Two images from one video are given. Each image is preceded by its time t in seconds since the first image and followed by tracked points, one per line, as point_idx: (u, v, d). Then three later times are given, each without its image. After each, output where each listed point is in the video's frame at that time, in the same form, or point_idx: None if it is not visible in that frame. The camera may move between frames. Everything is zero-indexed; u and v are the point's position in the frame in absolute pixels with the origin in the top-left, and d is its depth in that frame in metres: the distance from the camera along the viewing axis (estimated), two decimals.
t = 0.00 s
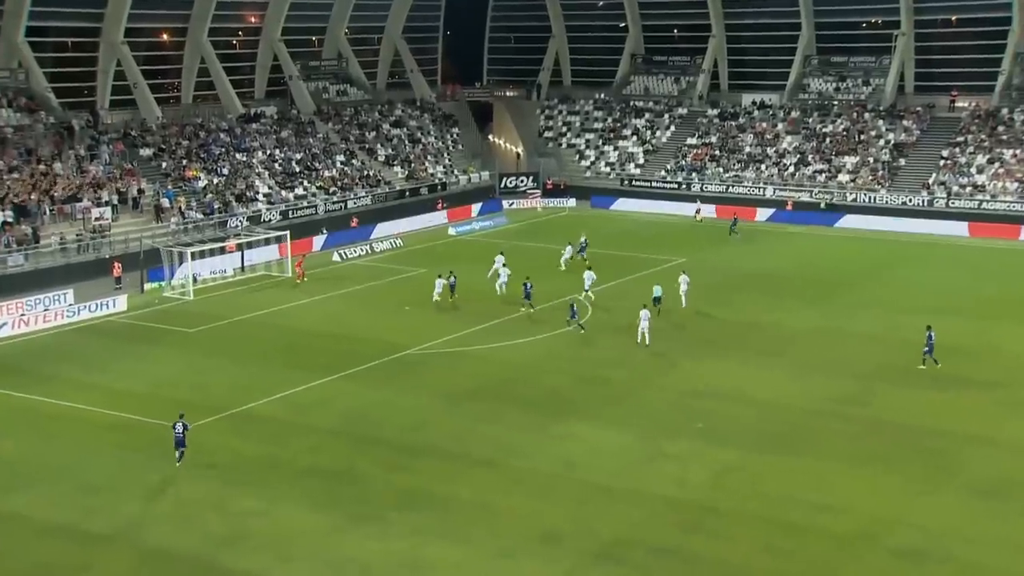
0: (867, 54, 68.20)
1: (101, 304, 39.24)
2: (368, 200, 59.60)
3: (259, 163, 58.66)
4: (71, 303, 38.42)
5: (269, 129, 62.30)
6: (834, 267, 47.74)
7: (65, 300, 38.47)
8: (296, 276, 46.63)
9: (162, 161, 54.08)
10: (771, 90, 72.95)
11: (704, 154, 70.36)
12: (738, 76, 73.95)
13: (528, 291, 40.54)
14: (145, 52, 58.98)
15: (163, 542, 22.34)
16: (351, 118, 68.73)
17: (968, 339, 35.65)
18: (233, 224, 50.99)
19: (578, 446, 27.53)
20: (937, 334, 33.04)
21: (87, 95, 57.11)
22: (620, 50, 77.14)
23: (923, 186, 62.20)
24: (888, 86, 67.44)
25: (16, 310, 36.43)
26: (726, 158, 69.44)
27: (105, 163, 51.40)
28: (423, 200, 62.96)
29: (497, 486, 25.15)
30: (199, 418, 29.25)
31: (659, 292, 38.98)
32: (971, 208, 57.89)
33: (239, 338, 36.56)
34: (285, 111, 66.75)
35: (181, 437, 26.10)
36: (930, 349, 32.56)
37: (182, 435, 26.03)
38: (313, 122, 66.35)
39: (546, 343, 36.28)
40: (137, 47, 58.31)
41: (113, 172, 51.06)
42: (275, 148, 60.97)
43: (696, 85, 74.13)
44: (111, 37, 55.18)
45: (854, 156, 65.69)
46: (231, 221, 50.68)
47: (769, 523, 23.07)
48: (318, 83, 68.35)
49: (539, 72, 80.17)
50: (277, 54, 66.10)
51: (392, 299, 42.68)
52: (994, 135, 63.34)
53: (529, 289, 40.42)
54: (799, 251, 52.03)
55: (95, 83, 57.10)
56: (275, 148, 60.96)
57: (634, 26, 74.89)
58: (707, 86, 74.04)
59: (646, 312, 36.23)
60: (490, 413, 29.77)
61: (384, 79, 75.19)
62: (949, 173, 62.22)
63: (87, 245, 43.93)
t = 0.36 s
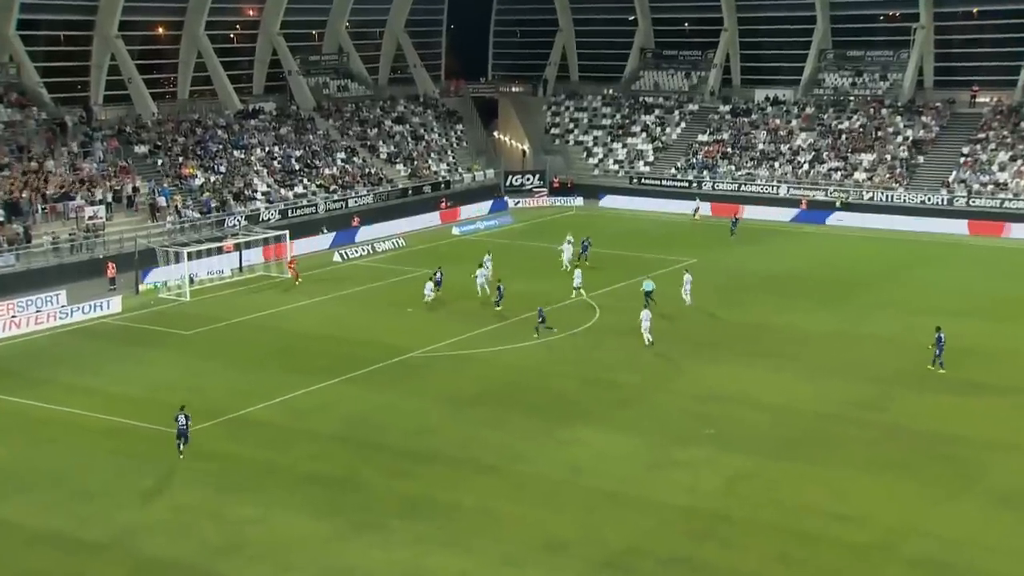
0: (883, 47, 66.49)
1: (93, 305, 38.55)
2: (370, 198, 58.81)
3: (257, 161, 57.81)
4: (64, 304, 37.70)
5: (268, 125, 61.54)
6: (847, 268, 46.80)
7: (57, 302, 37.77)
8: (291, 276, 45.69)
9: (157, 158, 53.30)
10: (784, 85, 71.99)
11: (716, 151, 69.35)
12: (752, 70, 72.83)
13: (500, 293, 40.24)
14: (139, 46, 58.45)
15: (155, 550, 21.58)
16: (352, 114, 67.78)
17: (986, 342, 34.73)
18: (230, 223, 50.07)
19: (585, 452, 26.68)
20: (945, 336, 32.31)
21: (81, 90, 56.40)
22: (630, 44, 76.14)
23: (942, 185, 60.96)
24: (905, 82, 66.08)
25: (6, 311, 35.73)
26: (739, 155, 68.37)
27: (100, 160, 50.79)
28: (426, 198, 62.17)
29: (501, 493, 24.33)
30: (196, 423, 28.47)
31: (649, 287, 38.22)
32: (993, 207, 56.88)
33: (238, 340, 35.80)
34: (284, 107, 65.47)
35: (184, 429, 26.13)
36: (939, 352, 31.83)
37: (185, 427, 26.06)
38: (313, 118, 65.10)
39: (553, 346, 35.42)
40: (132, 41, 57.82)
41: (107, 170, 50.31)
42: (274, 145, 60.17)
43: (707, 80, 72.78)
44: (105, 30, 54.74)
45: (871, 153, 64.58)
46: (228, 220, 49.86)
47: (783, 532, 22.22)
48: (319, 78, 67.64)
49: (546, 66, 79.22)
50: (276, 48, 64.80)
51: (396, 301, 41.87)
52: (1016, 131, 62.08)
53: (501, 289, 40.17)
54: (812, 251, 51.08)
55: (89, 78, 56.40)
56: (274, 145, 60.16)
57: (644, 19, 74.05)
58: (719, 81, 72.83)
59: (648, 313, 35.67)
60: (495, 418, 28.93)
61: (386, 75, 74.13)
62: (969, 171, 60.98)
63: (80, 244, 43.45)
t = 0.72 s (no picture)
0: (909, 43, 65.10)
1: (97, 307, 37.92)
2: (379, 198, 58.21)
3: (264, 159, 57.23)
4: (65, 306, 37.09)
5: (275, 123, 60.93)
6: (867, 270, 45.80)
7: (58, 304, 37.17)
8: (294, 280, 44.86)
9: (161, 157, 52.76)
10: (806, 82, 70.97)
11: (736, 150, 68.42)
12: (774, 66, 71.65)
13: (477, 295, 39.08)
14: (144, 41, 58.17)
15: (155, 559, 20.89)
16: (361, 112, 67.09)
17: (1013, 347, 33.77)
18: (236, 223, 49.41)
19: (600, 459, 25.85)
20: (964, 340, 31.51)
21: (83, 86, 55.95)
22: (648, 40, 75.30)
23: (971, 185, 59.55)
24: (933, 77, 64.87)
25: (7, 314, 35.24)
26: (760, 153, 67.45)
27: (102, 158, 50.18)
28: (437, 199, 61.37)
29: (514, 500, 23.56)
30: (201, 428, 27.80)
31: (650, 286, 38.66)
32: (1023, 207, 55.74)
33: (245, 344, 35.13)
34: (291, 104, 65.03)
35: (195, 421, 25.94)
36: (956, 355, 31.05)
37: (197, 419, 25.85)
38: (321, 115, 64.48)
39: (568, 349, 34.64)
40: (135, 36, 57.60)
41: (111, 168, 49.75)
42: (281, 143, 59.55)
43: (727, 76, 71.60)
44: (109, 25, 54.32)
45: (896, 151, 63.27)
46: (234, 220, 49.18)
47: (807, 543, 21.35)
48: (328, 74, 66.97)
49: (561, 63, 78.32)
50: (284, 44, 64.51)
51: (408, 304, 41.09)
52: None
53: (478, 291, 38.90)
54: (833, 253, 50.16)
55: (91, 74, 55.94)
56: (281, 143, 59.54)
57: (662, 14, 73.01)
58: (738, 77, 71.57)
59: (656, 314, 35.12)
60: (507, 424, 28.14)
61: (395, 72, 73.58)
62: (998, 169, 59.50)
63: (82, 245, 42.72)
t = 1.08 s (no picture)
0: (944, 38, 64.59)
1: (104, 309, 37.30)
2: (394, 198, 57.46)
3: (276, 159, 56.62)
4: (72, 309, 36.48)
5: (287, 121, 60.31)
6: (893, 273, 44.65)
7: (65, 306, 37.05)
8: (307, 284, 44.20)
9: (170, 156, 52.21)
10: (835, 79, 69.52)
11: (763, 149, 67.02)
12: (803, 63, 70.61)
13: (459, 298, 37.85)
14: (153, 37, 57.77)
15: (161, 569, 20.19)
16: (375, 110, 66.38)
17: None
18: (247, 224, 48.98)
19: (621, 468, 24.99)
20: (989, 346, 30.63)
21: (91, 84, 55.50)
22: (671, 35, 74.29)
23: (1007, 186, 58.10)
24: (968, 73, 64.21)
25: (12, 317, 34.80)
26: (787, 152, 66.06)
27: (110, 157, 49.67)
28: (452, 199, 60.77)
29: (532, 510, 22.75)
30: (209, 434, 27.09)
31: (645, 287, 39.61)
32: None
33: (257, 347, 34.48)
34: (303, 101, 64.38)
35: (212, 415, 26.02)
36: (981, 360, 30.18)
37: (213, 413, 25.95)
38: (334, 113, 63.76)
39: (587, 354, 33.81)
40: (144, 31, 57.21)
41: (120, 168, 49.20)
42: (293, 142, 58.94)
43: (753, 73, 70.79)
44: (117, 20, 53.88)
45: (929, 151, 62.02)
46: (245, 221, 48.72)
47: (839, 557, 20.45)
48: (340, 71, 66.29)
49: (581, 60, 77.08)
50: (296, 40, 64.06)
51: (425, 306, 40.37)
52: None
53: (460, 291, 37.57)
54: (859, 255, 49.21)
55: (99, 70, 55.49)
56: (293, 142, 58.92)
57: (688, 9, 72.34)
58: (765, 74, 70.70)
59: (661, 315, 34.66)
60: (525, 432, 27.33)
61: (411, 69, 72.77)
62: None
63: (90, 246, 42.20)
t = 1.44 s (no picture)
0: (983, 35, 64.14)
1: (111, 315, 36.63)
2: (411, 201, 56.66)
3: (289, 160, 55.96)
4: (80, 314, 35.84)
5: (301, 120, 59.71)
6: (925, 280, 43.33)
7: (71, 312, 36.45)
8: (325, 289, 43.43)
9: (181, 156, 51.66)
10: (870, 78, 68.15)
11: (794, 150, 65.75)
12: (834, 60, 69.50)
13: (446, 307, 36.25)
14: (164, 34, 57.41)
15: None
16: (392, 109, 65.58)
17: None
18: (260, 227, 48.25)
19: (647, 482, 23.98)
20: (1019, 354, 29.67)
21: (100, 82, 55.06)
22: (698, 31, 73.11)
23: None
24: (1008, 70, 63.43)
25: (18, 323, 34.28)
26: (819, 153, 64.72)
27: (119, 158, 49.09)
28: (470, 202, 60.11)
29: (554, 525, 21.78)
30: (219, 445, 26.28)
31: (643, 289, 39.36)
32: None
33: (271, 354, 33.69)
34: (318, 100, 63.41)
35: (232, 415, 25.71)
36: (1013, 370, 29.13)
37: (233, 414, 25.65)
38: (349, 113, 63.00)
39: (610, 363, 32.83)
40: (154, 29, 56.89)
41: (130, 169, 48.61)
42: (307, 142, 58.30)
43: (782, 71, 69.60)
44: (127, 18, 53.33)
45: (968, 152, 60.79)
46: (258, 223, 48.20)
47: None
48: (355, 70, 65.94)
49: (604, 58, 75.92)
50: (310, 37, 63.45)
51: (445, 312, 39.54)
52: None
53: (450, 300, 35.56)
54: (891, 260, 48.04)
55: (108, 70, 55.04)
56: (307, 142, 58.29)
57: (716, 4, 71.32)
58: (795, 71, 69.30)
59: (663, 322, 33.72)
60: (545, 443, 26.37)
61: (429, 68, 72.06)
62: None
63: (98, 249, 42.04)
